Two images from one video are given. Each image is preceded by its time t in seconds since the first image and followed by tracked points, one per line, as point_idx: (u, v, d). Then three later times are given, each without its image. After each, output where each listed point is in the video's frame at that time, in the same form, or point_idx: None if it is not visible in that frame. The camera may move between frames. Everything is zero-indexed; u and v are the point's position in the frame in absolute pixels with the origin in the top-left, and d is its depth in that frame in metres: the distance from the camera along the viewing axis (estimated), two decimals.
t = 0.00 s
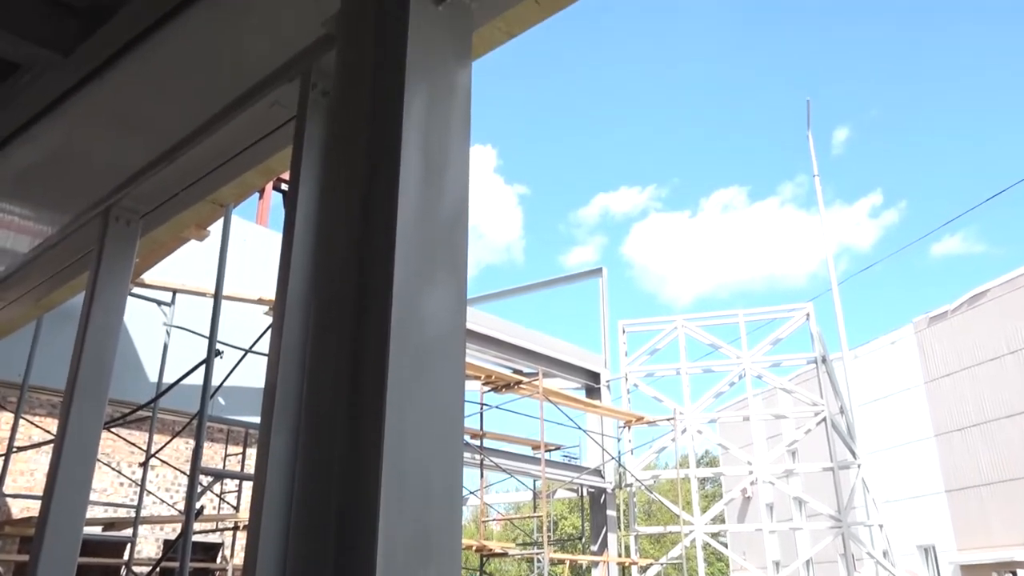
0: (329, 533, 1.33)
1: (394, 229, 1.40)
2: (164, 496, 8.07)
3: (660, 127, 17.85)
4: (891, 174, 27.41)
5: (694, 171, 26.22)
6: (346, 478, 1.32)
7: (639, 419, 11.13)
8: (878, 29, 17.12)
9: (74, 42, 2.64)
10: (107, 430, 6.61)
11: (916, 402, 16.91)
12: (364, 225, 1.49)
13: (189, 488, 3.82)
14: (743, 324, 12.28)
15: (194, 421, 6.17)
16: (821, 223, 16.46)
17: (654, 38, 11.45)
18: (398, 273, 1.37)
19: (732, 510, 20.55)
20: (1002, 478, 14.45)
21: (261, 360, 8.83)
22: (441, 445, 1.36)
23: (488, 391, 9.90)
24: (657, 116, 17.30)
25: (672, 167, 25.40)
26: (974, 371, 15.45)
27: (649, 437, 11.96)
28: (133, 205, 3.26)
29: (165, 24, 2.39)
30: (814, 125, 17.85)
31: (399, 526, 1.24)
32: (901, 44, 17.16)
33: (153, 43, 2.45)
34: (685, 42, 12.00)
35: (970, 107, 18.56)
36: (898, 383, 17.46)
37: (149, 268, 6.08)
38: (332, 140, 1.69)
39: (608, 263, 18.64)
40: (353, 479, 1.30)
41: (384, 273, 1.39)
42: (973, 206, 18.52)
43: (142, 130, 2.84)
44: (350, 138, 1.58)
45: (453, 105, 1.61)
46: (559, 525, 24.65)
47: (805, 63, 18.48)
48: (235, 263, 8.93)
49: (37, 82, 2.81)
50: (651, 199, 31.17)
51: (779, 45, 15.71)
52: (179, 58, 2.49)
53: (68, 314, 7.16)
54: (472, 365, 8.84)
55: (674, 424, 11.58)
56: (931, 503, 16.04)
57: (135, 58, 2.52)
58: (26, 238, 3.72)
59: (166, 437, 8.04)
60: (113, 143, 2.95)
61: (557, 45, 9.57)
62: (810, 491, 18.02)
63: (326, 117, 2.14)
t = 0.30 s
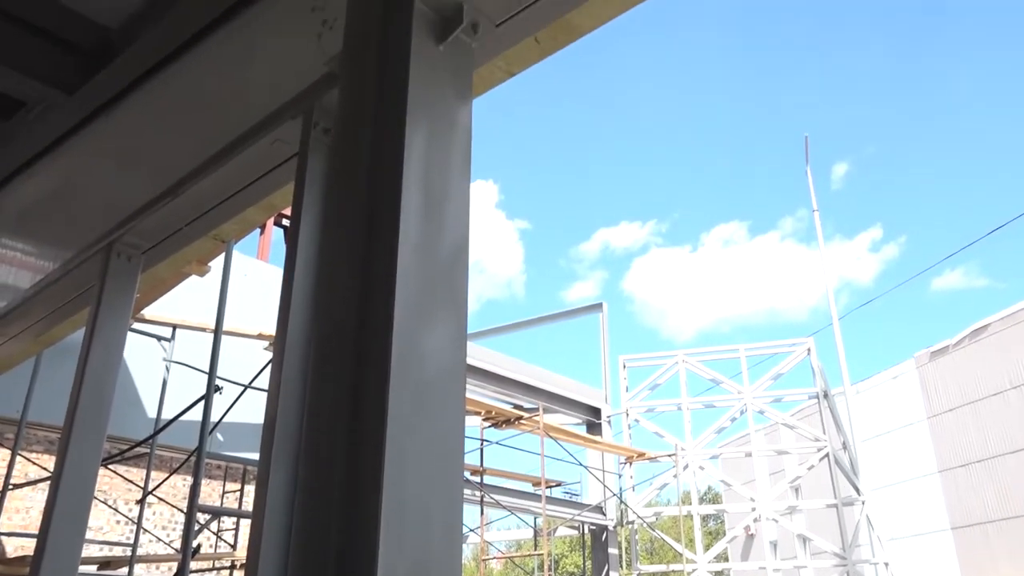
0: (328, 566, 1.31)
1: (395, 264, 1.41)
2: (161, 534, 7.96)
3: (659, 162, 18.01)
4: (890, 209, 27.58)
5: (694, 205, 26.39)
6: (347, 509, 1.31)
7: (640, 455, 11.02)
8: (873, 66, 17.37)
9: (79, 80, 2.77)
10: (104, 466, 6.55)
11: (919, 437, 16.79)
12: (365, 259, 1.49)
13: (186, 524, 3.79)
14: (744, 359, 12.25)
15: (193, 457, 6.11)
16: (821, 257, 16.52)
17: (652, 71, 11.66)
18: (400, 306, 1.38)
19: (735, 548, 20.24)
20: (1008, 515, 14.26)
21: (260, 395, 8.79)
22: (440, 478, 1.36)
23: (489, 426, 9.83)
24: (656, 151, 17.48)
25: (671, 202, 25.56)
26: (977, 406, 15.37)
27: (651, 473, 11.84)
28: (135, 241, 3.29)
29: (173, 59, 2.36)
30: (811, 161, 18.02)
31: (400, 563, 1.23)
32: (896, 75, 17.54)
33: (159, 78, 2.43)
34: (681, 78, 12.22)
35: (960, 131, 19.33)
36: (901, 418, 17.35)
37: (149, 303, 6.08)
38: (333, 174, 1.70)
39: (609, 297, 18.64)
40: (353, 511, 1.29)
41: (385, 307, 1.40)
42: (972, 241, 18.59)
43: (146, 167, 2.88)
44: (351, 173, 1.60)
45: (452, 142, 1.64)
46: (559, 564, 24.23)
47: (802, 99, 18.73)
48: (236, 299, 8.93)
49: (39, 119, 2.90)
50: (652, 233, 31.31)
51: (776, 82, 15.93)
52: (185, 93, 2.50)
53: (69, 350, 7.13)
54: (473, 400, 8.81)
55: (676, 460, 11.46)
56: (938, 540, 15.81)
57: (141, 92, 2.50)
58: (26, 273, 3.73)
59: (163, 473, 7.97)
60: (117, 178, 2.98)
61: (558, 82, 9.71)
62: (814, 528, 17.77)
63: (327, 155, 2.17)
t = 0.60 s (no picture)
0: None
1: (395, 293, 1.42)
2: (157, 569, 7.86)
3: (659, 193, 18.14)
4: (889, 240, 27.68)
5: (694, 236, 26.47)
6: (347, 537, 1.30)
7: (642, 488, 10.90)
8: (868, 98, 17.66)
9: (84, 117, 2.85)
10: (101, 499, 6.48)
11: (922, 470, 16.65)
12: (366, 290, 1.50)
13: (182, 558, 3.74)
14: (745, 391, 12.25)
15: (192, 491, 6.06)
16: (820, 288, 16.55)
17: (652, 101, 11.79)
18: (401, 334, 1.39)
19: None
20: (1015, 550, 14.07)
21: (260, 428, 8.73)
22: (439, 507, 1.35)
23: (489, 459, 9.76)
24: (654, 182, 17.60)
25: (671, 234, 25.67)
26: (980, 438, 15.27)
27: (652, 507, 11.75)
28: (137, 272, 3.30)
29: (172, 96, 2.43)
30: (809, 194, 18.13)
31: None
32: (891, 107, 17.77)
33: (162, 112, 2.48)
34: (680, 108, 12.34)
35: (957, 160, 19.48)
36: (903, 451, 17.23)
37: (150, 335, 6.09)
38: (335, 205, 1.72)
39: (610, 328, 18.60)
40: (352, 538, 1.29)
41: (385, 337, 1.40)
42: (971, 272, 18.63)
43: (149, 199, 2.92)
44: (352, 204, 1.62)
45: (453, 173, 1.67)
46: None
47: (799, 131, 18.90)
48: (236, 331, 8.92)
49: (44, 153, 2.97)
50: (652, 265, 31.37)
51: (774, 113, 16.09)
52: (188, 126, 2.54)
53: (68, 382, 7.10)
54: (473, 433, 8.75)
55: (679, 493, 11.41)
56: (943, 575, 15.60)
57: (144, 127, 2.56)
58: (27, 305, 3.73)
59: (161, 507, 7.89)
60: (121, 210, 3.01)
61: (559, 115, 9.86)
62: (818, 563, 17.54)
63: (328, 189, 2.20)
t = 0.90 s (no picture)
0: None
1: (395, 321, 1.43)
2: None
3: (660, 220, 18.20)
4: (890, 267, 27.70)
5: (696, 264, 26.49)
6: (343, 571, 1.29)
7: (644, 518, 10.69)
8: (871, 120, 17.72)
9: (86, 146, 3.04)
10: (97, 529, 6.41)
11: (926, 499, 16.50)
12: (366, 317, 1.51)
13: None
14: (747, 419, 12.21)
15: (188, 522, 5.99)
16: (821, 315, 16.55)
17: (652, 129, 11.91)
18: (401, 364, 1.39)
19: None
20: None
21: (259, 457, 8.67)
22: (439, 539, 1.35)
23: (490, 488, 9.70)
24: (657, 209, 17.70)
25: (672, 262, 25.70)
26: (983, 466, 15.14)
27: (653, 536, 11.56)
28: (137, 301, 3.30)
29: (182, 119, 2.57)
30: (808, 221, 18.19)
31: None
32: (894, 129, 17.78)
33: (167, 138, 2.64)
34: (679, 134, 12.45)
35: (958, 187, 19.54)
36: (907, 479, 17.09)
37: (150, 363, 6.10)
38: (336, 235, 1.73)
39: (612, 356, 18.52)
40: (349, 572, 1.27)
41: (386, 365, 1.41)
42: (972, 299, 18.62)
43: (154, 225, 2.96)
44: (355, 235, 1.62)
45: (454, 201, 1.69)
46: None
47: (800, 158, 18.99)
48: (236, 358, 8.92)
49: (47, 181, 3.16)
50: (654, 292, 31.41)
51: (773, 140, 16.21)
52: (195, 150, 2.64)
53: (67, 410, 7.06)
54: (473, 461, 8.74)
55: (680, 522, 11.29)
56: None
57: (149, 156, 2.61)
58: (27, 333, 3.73)
59: (157, 537, 7.81)
60: (126, 236, 3.05)
61: (560, 141, 9.97)
62: None
63: (329, 218, 2.21)
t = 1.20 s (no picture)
0: None
1: (396, 343, 1.44)
2: None
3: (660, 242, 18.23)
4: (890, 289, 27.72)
5: (696, 287, 26.48)
6: None
7: (645, 541, 10.89)
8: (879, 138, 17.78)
9: (89, 169, 3.09)
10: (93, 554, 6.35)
11: (929, 522, 16.40)
12: (366, 340, 1.52)
13: None
14: (750, 442, 12.13)
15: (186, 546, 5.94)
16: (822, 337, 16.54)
17: (652, 152, 12.03)
18: (402, 386, 1.40)
19: None
20: None
21: (258, 481, 8.62)
22: (439, 564, 1.35)
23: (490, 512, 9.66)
24: (657, 230, 17.75)
25: (672, 284, 25.71)
26: (987, 489, 15.11)
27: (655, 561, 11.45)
28: (137, 323, 3.28)
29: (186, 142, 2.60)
30: (808, 243, 18.23)
31: None
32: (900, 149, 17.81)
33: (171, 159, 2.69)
34: (679, 156, 12.53)
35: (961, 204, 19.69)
36: (909, 503, 16.97)
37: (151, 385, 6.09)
38: (336, 258, 1.74)
39: (612, 378, 18.45)
40: None
41: (386, 388, 1.41)
42: (972, 322, 18.68)
43: (157, 247, 2.98)
44: (355, 258, 1.63)
45: (455, 224, 1.71)
46: None
47: (799, 181, 19.11)
48: (236, 381, 8.90)
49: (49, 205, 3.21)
50: (655, 313, 31.39)
51: (772, 163, 16.31)
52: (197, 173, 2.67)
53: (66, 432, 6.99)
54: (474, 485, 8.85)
55: (681, 546, 11.19)
56: None
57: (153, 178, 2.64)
58: (27, 356, 3.72)
59: (154, 562, 7.73)
60: (129, 258, 3.07)
61: (563, 163, 10.09)
62: None
63: (329, 242, 2.22)
